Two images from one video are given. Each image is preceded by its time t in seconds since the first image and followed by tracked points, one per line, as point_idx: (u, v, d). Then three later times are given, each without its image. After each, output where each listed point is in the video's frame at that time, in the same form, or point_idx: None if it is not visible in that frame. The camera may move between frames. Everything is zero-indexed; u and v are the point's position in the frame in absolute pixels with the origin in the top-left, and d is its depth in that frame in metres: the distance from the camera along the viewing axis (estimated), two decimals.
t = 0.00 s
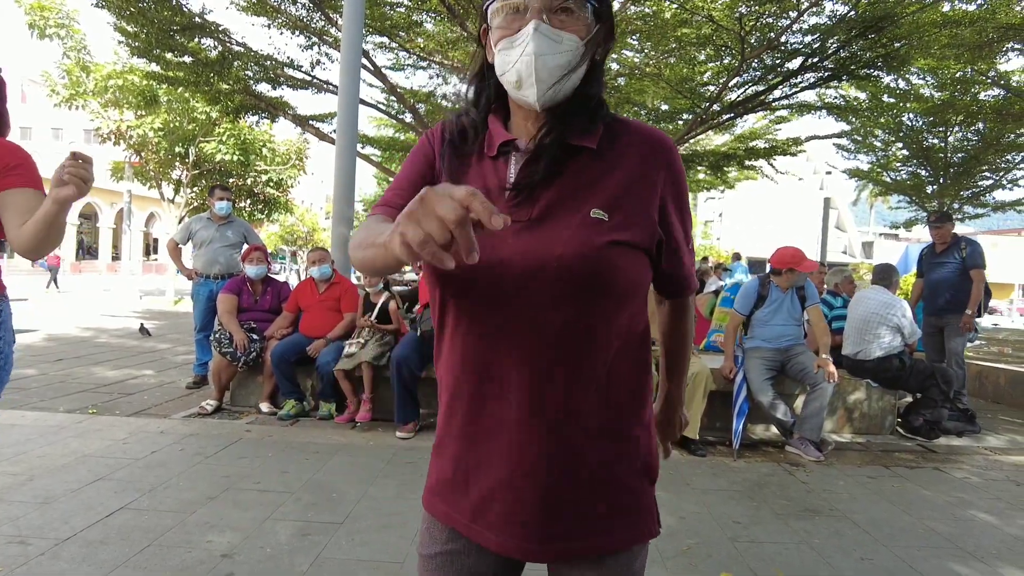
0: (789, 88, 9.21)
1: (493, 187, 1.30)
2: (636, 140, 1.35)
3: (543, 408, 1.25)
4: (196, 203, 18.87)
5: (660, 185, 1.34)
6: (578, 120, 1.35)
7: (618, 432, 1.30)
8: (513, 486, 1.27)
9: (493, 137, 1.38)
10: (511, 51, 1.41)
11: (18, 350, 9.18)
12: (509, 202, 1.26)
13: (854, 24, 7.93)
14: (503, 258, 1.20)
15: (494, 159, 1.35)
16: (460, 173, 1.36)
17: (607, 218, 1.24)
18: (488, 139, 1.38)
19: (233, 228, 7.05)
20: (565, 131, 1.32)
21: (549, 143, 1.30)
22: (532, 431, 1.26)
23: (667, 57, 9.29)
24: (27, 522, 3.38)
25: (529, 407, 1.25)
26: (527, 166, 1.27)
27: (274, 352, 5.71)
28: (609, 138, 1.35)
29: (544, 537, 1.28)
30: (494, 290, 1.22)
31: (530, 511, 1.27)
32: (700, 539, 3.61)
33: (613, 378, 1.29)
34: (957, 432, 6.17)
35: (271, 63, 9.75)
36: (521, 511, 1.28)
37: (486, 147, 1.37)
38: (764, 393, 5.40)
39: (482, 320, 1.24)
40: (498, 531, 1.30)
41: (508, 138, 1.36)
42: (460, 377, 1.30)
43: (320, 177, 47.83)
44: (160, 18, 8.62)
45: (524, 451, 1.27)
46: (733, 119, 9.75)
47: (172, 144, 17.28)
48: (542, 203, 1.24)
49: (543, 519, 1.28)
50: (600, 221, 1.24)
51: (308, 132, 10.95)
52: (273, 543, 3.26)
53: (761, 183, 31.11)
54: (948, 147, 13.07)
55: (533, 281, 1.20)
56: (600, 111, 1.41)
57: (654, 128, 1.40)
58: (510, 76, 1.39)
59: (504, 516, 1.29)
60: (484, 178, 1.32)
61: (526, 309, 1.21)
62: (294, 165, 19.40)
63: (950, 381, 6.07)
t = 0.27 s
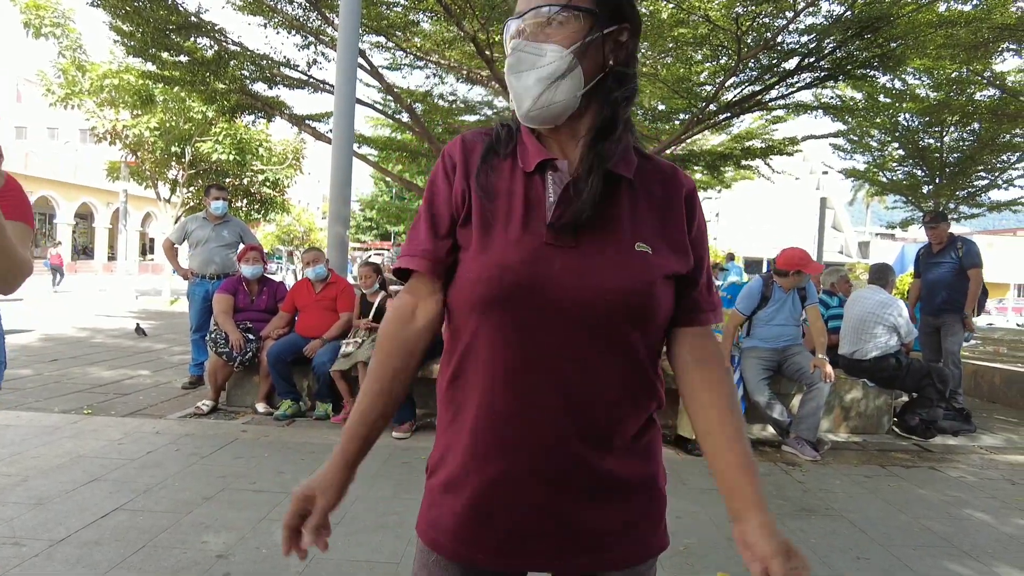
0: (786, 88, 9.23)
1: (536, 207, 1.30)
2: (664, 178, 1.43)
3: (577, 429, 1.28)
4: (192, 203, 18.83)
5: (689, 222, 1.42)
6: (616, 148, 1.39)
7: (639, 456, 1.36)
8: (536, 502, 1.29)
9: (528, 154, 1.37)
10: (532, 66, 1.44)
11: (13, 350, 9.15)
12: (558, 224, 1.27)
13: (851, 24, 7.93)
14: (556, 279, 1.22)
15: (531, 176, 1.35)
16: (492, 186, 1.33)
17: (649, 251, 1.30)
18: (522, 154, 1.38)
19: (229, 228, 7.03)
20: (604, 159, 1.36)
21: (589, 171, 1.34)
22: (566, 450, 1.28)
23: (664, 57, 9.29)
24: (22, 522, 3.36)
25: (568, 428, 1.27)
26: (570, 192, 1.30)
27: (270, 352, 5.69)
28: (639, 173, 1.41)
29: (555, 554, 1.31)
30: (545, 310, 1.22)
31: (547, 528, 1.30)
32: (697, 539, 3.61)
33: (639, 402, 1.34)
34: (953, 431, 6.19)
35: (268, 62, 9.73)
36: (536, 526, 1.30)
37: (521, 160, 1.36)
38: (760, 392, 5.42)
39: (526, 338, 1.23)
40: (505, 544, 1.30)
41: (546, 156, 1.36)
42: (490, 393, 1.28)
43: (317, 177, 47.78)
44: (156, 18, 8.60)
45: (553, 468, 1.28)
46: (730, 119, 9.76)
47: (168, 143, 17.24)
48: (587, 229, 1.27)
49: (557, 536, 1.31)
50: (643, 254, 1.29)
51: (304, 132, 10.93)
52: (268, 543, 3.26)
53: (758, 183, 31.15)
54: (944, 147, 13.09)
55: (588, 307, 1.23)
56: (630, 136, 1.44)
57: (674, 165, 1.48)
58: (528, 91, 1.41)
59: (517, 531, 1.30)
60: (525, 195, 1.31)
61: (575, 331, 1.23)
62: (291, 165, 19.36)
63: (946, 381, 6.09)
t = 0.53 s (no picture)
0: (782, 88, 9.26)
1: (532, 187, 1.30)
2: (666, 158, 1.40)
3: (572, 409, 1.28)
4: (189, 203, 18.80)
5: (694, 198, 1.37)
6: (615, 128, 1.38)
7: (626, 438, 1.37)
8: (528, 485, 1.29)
9: (524, 131, 1.38)
10: (524, 47, 1.47)
11: (9, 351, 9.13)
12: (554, 204, 1.26)
13: (847, 25, 7.96)
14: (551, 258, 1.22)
15: (526, 153, 1.36)
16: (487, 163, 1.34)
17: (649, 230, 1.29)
18: (518, 133, 1.39)
19: (226, 228, 7.02)
20: (603, 140, 1.34)
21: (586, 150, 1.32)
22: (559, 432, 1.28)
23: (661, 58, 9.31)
24: (19, 525, 3.36)
25: (564, 410, 1.27)
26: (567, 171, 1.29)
27: (267, 353, 5.69)
28: (639, 157, 1.39)
29: (545, 539, 1.30)
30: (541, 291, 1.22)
31: (531, 508, 1.30)
32: (694, 539, 3.62)
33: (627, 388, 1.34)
34: (949, 431, 6.21)
35: (265, 62, 9.72)
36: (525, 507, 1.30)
37: (517, 136, 1.38)
38: (757, 393, 5.43)
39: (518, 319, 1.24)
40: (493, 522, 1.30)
41: (542, 134, 1.37)
42: (480, 371, 1.28)
43: (314, 177, 47.72)
44: (153, 18, 8.59)
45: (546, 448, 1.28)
46: (726, 119, 9.77)
47: (164, 143, 17.21)
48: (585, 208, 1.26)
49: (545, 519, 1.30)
50: (642, 234, 1.28)
51: (301, 131, 10.92)
52: (265, 545, 3.26)
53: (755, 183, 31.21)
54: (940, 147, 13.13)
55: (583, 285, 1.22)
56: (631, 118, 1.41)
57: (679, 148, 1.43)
58: (520, 69, 1.45)
59: (507, 511, 1.30)
60: (522, 174, 1.32)
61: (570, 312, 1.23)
62: (288, 165, 19.33)
63: (942, 380, 6.11)
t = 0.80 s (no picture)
0: (778, 90, 9.28)
1: (499, 206, 1.30)
2: (626, 163, 1.41)
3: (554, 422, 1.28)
4: (185, 204, 18.76)
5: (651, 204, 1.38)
6: (569, 141, 1.39)
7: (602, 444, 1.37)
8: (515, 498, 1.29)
9: (485, 149, 1.39)
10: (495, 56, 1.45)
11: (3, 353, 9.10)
12: (520, 221, 1.27)
13: (843, 27, 7.98)
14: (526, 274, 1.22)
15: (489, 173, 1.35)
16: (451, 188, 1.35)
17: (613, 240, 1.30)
18: (479, 152, 1.39)
19: (222, 230, 7.02)
20: (559, 154, 1.36)
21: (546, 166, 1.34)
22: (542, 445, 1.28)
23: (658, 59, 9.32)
24: (13, 529, 3.35)
25: (543, 424, 1.28)
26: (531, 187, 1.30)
27: (263, 355, 5.68)
28: (598, 164, 1.40)
29: (536, 553, 1.30)
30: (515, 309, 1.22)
31: (511, 521, 1.30)
32: (689, 542, 3.63)
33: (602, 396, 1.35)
34: (943, 432, 6.23)
35: (261, 64, 9.71)
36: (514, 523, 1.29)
37: (477, 157, 1.38)
38: (752, 394, 5.44)
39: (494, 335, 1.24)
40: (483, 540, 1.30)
41: (501, 152, 1.37)
42: (453, 388, 1.28)
43: (311, 178, 47.68)
44: (149, 19, 8.58)
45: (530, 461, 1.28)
46: (722, 121, 9.78)
47: (160, 144, 17.18)
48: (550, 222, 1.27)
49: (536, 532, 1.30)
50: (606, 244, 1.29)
51: (297, 133, 10.91)
52: (261, 548, 3.25)
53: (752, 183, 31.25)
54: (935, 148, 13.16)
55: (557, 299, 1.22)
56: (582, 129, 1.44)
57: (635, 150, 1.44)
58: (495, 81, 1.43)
59: (488, 529, 1.30)
60: (487, 195, 1.32)
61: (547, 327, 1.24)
62: (285, 166, 19.29)
63: (937, 382, 6.13)
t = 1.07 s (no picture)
0: (774, 90, 9.28)
1: (478, 209, 1.23)
2: (602, 175, 1.42)
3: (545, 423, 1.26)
4: (182, 205, 18.73)
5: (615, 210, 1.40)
6: (546, 147, 1.39)
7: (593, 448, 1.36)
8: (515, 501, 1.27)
9: (463, 152, 1.31)
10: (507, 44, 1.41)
11: None
12: (503, 225, 1.20)
13: (840, 26, 7.99)
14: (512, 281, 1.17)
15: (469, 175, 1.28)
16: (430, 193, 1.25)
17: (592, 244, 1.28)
18: (457, 154, 1.31)
19: (218, 230, 7.00)
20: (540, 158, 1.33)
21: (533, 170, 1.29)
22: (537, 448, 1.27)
23: (654, 58, 9.32)
24: (7, 530, 3.33)
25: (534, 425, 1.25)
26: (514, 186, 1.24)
27: (259, 355, 5.66)
28: (576, 169, 1.38)
29: (544, 550, 1.30)
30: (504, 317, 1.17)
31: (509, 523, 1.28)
32: (686, 541, 3.62)
33: (588, 392, 1.33)
34: (940, 431, 6.24)
35: (257, 64, 9.69)
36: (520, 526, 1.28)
37: (455, 160, 1.30)
38: (750, 393, 5.42)
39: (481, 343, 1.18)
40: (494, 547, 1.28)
41: (481, 156, 1.29)
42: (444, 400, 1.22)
43: (308, 179, 47.66)
44: (145, 19, 8.56)
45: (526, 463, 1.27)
46: (719, 120, 9.76)
47: (157, 145, 17.14)
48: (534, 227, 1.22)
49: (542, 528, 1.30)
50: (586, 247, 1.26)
51: (294, 133, 10.89)
52: (256, 549, 3.23)
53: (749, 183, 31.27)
54: (932, 148, 13.17)
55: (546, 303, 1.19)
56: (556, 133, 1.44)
57: (605, 159, 1.45)
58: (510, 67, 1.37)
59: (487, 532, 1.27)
60: (464, 198, 1.24)
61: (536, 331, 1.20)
62: (281, 166, 19.25)
63: (934, 381, 6.14)
